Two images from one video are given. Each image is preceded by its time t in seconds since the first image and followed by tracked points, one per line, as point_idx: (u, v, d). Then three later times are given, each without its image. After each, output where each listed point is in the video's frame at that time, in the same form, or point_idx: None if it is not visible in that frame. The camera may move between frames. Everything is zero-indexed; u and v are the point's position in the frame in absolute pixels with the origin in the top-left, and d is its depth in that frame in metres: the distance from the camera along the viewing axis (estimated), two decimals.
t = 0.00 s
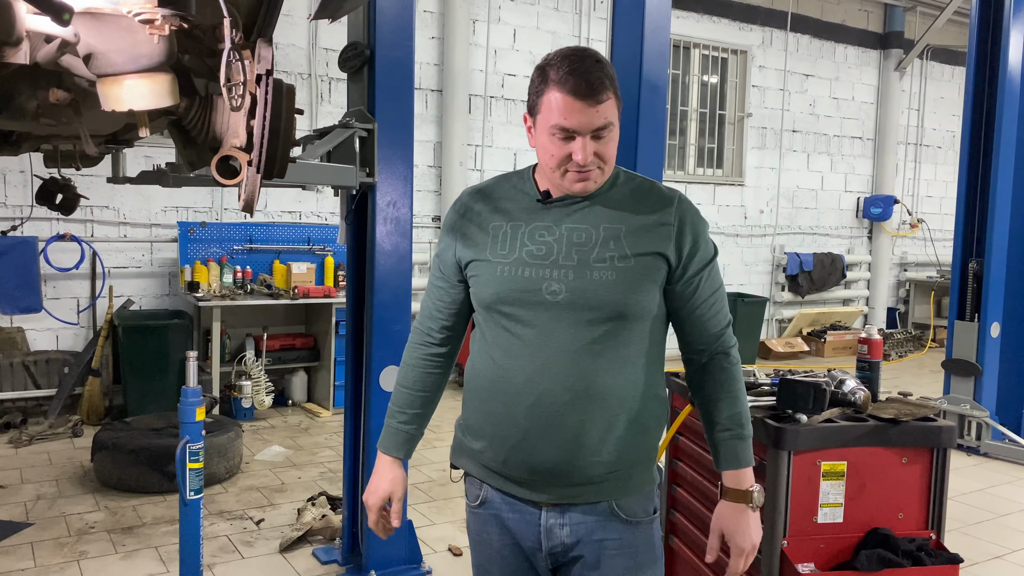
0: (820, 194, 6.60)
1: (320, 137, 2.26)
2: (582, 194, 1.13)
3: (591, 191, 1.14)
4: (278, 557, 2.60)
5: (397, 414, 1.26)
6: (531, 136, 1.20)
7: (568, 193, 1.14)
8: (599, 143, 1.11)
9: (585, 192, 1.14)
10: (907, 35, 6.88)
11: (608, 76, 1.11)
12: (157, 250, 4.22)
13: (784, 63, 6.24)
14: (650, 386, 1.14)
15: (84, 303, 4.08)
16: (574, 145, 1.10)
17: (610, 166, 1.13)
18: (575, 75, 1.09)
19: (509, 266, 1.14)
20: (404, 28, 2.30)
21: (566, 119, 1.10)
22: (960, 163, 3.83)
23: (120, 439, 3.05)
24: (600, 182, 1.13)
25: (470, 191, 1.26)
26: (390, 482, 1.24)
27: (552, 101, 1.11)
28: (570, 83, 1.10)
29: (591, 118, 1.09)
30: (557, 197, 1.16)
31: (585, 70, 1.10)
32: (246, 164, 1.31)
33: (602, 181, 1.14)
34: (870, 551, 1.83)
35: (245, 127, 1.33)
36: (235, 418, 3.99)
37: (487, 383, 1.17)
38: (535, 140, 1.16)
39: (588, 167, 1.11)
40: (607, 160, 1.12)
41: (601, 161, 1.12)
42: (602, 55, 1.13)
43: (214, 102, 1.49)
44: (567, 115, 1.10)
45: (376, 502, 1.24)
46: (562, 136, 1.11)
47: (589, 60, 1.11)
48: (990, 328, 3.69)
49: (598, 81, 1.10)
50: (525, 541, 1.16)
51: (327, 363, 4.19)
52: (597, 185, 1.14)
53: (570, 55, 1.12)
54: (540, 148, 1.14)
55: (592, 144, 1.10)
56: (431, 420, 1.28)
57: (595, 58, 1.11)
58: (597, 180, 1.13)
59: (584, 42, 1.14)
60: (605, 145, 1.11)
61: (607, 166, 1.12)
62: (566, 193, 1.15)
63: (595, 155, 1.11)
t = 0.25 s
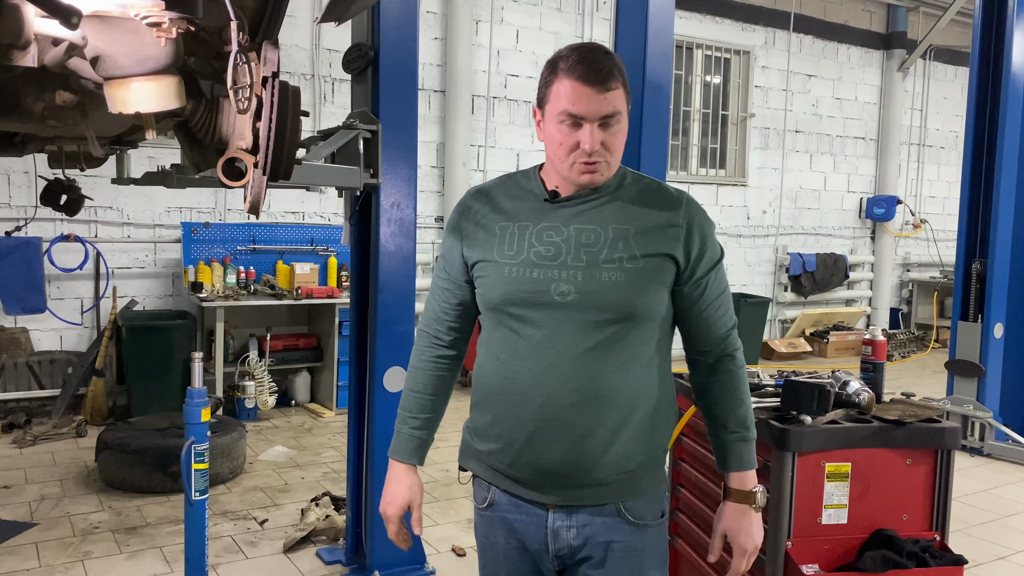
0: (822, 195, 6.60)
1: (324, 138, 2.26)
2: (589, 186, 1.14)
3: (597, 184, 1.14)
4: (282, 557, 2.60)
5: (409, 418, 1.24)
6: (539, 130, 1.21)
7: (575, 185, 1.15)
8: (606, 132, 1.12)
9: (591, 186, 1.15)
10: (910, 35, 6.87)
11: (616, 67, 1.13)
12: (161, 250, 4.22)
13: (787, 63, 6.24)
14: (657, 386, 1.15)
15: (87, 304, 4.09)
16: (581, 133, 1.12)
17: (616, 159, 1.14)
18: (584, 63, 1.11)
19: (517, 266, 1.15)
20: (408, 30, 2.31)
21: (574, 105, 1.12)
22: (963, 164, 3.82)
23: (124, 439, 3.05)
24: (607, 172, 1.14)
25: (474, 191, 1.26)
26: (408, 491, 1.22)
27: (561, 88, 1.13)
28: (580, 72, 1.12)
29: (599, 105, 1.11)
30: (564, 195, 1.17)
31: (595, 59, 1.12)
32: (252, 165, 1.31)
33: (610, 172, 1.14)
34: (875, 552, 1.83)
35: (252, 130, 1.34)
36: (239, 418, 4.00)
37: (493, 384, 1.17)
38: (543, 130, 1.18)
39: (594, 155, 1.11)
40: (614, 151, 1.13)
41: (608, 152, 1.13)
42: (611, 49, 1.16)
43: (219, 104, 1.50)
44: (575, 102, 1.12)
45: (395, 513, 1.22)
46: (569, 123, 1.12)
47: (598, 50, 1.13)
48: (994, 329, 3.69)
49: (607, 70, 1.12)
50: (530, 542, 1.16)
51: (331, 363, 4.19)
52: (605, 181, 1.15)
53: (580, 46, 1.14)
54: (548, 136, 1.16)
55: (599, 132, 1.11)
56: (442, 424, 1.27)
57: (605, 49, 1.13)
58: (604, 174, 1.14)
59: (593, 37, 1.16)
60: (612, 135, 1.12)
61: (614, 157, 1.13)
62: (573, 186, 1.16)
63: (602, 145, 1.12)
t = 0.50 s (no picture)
0: (826, 195, 6.59)
1: (329, 138, 2.26)
2: (608, 171, 1.15)
3: (617, 171, 1.15)
4: (286, 557, 2.60)
5: (425, 416, 1.22)
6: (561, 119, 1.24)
7: (594, 171, 1.16)
8: (626, 117, 1.14)
9: (613, 176, 1.17)
10: (914, 35, 6.86)
11: (637, 55, 1.16)
12: (165, 250, 4.23)
13: (790, 63, 6.23)
14: (677, 388, 1.14)
15: (91, 303, 4.10)
16: (601, 115, 1.14)
17: (636, 144, 1.15)
18: (604, 48, 1.15)
19: (537, 263, 1.15)
20: (413, 30, 2.31)
21: (594, 88, 1.15)
22: (967, 164, 3.82)
23: (129, 438, 3.05)
24: (627, 156, 1.15)
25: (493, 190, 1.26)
26: (423, 493, 1.17)
27: (581, 73, 1.16)
28: (601, 58, 1.15)
29: (619, 88, 1.14)
30: (585, 189, 1.18)
31: (615, 45, 1.15)
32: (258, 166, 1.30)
33: (630, 159, 1.15)
34: (881, 553, 1.83)
35: (258, 130, 1.33)
36: (243, 418, 4.00)
37: (509, 384, 1.17)
38: (564, 118, 1.20)
39: (613, 136, 1.13)
40: (634, 138, 1.15)
41: (628, 137, 1.14)
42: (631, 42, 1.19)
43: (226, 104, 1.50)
44: (595, 84, 1.14)
45: (409, 514, 1.17)
46: (589, 106, 1.15)
47: (619, 40, 1.17)
48: (998, 329, 3.69)
49: (627, 58, 1.15)
50: (538, 548, 1.16)
51: (334, 363, 4.20)
52: (624, 173, 1.17)
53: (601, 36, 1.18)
54: (569, 122, 1.18)
55: (618, 114, 1.13)
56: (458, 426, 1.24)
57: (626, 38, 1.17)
58: (625, 163, 1.15)
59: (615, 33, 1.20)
60: (631, 120, 1.14)
61: (634, 143, 1.15)
62: (592, 174, 1.16)
63: (621, 129, 1.14)
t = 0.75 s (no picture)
0: (829, 195, 6.58)
1: (334, 139, 2.27)
2: (643, 190, 1.15)
3: (651, 188, 1.15)
4: (290, 557, 2.61)
5: (445, 428, 1.22)
6: (593, 130, 1.22)
7: (628, 189, 1.16)
8: (664, 137, 1.13)
9: (647, 188, 1.16)
10: (917, 35, 6.85)
11: (676, 71, 1.14)
12: (169, 251, 4.23)
13: (794, 63, 6.23)
14: (705, 398, 1.14)
15: (96, 304, 4.11)
16: (640, 136, 1.12)
17: (672, 162, 1.15)
18: (644, 65, 1.12)
19: (563, 267, 1.15)
20: (417, 31, 2.31)
21: (632, 107, 1.12)
22: (972, 164, 3.81)
23: (133, 439, 3.06)
24: (663, 175, 1.15)
25: (521, 196, 1.27)
26: (439, 505, 1.17)
27: (619, 90, 1.14)
28: (640, 73, 1.12)
29: (660, 107, 1.12)
30: (615, 198, 1.18)
31: (655, 61, 1.13)
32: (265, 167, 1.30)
33: (665, 176, 1.15)
34: (886, 554, 1.84)
35: (264, 131, 1.33)
36: (246, 418, 4.01)
37: (534, 391, 1.17)
38: (600, 133, 1.18)
39: (650, 157, 1.12)
40: (670, 157, 1.14)
41: (665, 157, 1.14)
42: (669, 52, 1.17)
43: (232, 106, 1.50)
44: (634, 104, 1.12)
45: (424, 529, 1.17)
46: (628, 126, 1.13)
47: (659, 53, 1.14)
48: (1002, 330, 3.68)
49: (666, 74, 1.13)
50: (551, 556, 1.16)
51: (338, 364, 4.20)
52: (658, 186, 1.16)
53: (638, 48, 1.15)
54: (605, 140, 1.16)
55: (658, 135, 1.12)
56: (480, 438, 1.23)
57: (665, 51, 1.14)
58: (659, 178, 1.15)
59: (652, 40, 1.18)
60: (670, 140, 1.13)
61: (670, 162, 1.14)
62: (625, 190, 1.17)
63: (659, 149, 1.13)
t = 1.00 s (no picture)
0: (833, 196, 6.57)
1: (337, 140, 2.27)
2: (667, 199, 1.16)
3: (675, 197, 1.16)
4: (294, 557, 2.61)
5: (462, 436, 1.21)
6: (614, 135, 1.21)
7: (651, 199, 1.17)
8: (689, 146, 1.13)
9: (671, 195, 1.16)
10: (921, 35, 6.84)
11: (702, 78, 1.12)
12: (172, 251, 4.24)
13: (797, 63, 6.22)
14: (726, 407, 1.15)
15: (100, 304, 4.12)
16: (664, 147, 1.12)
17: (697, 170, 1.14)
18: (668, 73, 1.11)
19: (584, 272, 1.15)
20: (421, 31, 2.31)
21: (656, 117, 1.12)
22: (976, 165, 3.80)
23: (137, 439, 3.06)
24: (688, 183, 1.14)
25: (537, 198, 1.27)
26: (461, 516, 1.18)
27: (642, 99, 1.13)
28: (665, 82, 1.11)
29: (684, 118, 1.11)
30: (637, 202, 1.18)
31: (680, 69, 1.11)
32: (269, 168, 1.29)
33: (690, 183, 1.15)
34: (892, 556, 1.83)
35: (268, 132, 1.32)
36: (250, 418, 4.01)
37: (553, 398, 1.16)
38: (622, 141, 1.17)
39: (675, 168, 1.12)
40: (696, 165, 1.14)
41: (690, 166, 1.13)
42: (694, 55, 1.15)
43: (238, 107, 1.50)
44: (658, 115, 1.11)
45: (447, 540, 1.17)
46: (652, 137, 1.12)
47: (684, 58, 1.13)
48: (1007, 331, 3.68)
49: (691, 82, 1.11)
50: (562, 560, 1.16)
51: (342, 364, 4.20)
52: (680, 192, 1.16)
53: (662, 53, 1.14)
54: (628, 149, 1.16)
55: (682, 145, 1.12)
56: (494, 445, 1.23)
57: (690, 56, 1.13)
58: (683, 186, 1.15)
59: (677, 42, 1.16)
60: (695, 148, 1.13)
61: (695, 170, 1.14)
62: (649, 199, 1.17)
63: (684, 159, 1.12)
